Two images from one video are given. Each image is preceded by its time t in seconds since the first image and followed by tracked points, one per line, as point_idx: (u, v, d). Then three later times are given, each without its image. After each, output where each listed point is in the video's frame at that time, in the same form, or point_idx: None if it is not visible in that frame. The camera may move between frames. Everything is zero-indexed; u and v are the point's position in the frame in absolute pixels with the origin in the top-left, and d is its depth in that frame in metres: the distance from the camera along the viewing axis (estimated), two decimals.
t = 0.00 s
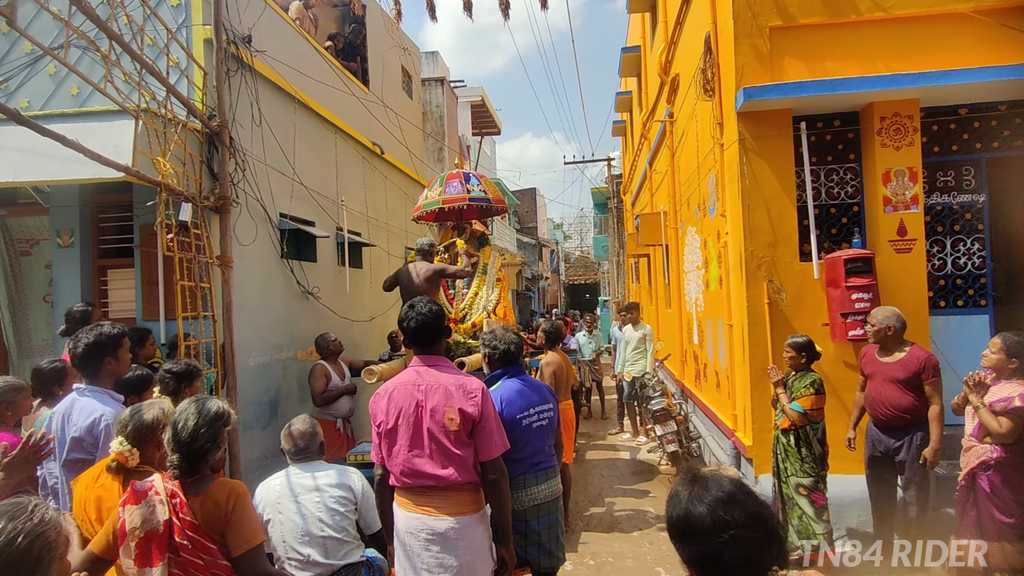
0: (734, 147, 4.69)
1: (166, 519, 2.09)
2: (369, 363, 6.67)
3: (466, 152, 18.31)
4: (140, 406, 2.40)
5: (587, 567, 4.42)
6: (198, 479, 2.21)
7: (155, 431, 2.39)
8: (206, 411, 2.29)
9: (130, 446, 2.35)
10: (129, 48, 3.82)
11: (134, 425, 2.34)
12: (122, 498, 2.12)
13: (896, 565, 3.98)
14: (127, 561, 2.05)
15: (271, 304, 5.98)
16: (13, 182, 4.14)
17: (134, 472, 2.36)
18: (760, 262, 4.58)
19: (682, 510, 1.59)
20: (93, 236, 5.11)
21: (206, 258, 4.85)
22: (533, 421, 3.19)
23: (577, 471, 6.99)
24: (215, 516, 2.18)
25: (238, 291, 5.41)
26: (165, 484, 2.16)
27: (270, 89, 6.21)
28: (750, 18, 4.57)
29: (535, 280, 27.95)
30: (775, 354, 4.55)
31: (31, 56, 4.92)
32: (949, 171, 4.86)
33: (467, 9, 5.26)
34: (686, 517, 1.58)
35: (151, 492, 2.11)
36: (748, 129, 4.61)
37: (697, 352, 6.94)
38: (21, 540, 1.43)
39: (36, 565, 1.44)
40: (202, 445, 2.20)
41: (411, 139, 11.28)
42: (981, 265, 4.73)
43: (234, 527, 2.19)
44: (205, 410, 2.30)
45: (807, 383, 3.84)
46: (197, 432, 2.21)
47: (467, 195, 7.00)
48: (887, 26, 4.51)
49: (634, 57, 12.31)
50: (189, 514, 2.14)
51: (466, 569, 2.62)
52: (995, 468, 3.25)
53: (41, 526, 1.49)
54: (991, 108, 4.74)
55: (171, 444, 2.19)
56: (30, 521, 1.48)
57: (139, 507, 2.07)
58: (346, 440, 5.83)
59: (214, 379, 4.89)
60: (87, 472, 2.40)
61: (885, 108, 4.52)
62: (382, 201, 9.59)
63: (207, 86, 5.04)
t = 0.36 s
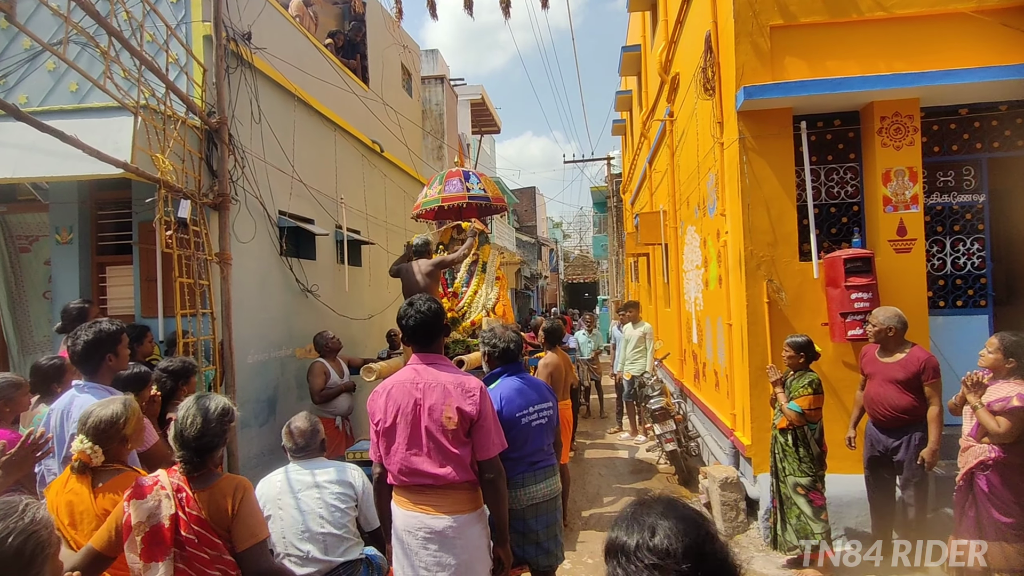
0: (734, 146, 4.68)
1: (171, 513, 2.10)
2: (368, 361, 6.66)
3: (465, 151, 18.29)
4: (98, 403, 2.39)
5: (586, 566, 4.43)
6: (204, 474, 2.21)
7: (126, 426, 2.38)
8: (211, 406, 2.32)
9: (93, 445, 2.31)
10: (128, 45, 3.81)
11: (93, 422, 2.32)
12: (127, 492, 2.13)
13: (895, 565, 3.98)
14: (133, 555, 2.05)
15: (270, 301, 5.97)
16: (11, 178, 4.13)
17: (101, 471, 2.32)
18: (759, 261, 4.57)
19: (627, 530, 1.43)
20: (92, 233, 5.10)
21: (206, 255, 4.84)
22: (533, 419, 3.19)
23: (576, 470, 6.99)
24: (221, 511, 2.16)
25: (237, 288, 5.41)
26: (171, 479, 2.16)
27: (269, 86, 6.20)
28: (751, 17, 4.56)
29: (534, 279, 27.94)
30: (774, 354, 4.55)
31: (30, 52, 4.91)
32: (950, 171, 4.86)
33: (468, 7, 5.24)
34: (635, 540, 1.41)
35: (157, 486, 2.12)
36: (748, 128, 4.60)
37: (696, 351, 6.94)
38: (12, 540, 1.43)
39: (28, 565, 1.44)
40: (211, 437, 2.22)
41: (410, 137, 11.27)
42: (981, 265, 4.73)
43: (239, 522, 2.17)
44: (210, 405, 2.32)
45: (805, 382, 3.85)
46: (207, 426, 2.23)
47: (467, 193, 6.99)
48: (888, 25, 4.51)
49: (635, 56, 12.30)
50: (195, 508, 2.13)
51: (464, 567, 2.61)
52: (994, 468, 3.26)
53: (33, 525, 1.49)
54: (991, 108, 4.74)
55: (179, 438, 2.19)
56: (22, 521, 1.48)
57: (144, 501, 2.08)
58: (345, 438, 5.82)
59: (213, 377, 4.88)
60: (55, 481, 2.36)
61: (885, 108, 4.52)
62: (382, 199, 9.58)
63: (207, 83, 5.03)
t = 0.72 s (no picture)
0: (734, 145, 4.68)
1: (173, 512, 2.09)
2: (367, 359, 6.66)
3: (465, 149, 18.27)
4: (103, 400, 2.37)
5: (585, 565, 4.43)
6: (206, 472, 2.21)
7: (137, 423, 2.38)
8: (209, 404, 2.29)
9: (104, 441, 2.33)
10: (127, 42, 3.79)
11: (100, 420, 2.30)
12: (128, 492, 2.12)
13: (895, 565, 3.97)
14: (134, 554, 2.05)
15: (269, 299, 5.97)
16: (9, 176, 4.12)
17: (116, 464, 2.36)
18: (759, 260, 4.57)
19: None
20: (90, 231, 5.08)
21: (204, 253, 4.84)
22: (532, 418, 3.18)
23: (575, 468, 7.00)
24: (223, 509, 2.16)
25: (236, 286, 5.40)
26: (172, 477, 2.16)
27: (268, 84, 6.19)
28: (751, 16, 4.56)
29: (533, 278, 27.92)
30: (773, 352, 4.55)
31: (27, 49, 4.89)
32: (949, 170, 4.85)
33: (467, 4, 5.23)
34: None
35: (159, 484, 2.12)
36: (748, 126, 4.60)
37: (695, 350, 6.94)
38: (6, 540, 1.42)
39: (23, 565, 1.44)
40: (214, 437, 2.22)
41: (410, 135, 11.25)
42: (980, 265, 4.74)
43: (241, 521, 2.17)
44: (207, 403, 2.29)
45: (804, 381, 3.85)
46: (212, 426, 2.23)
47: (466, 191, 6.98)
48: (888, 24, 4.51)
49: (634, 54, 12.29)
50: (197, 507, 2.13)
51: (462, 566, 2.61)
52: (991, 467, 3.26)
53: (29, 525, 1.48)
54: (991, 107, 4.73)
55: (181, 440, 2.18)
56: (17, 521, 1.47)
57: (146, 499, 2.07)
58: (345, 436, 5.83)
59: (212, 375, 4.87)
60: (69, 473, 2.40)
61: (885, 107, 4.51)
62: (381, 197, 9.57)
63: (205, 80, 5.02)
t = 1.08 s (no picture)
0: (732, 144, 4.68)
1: (172, 510, 2.09)
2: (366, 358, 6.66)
3: (463, 148, 18.26)
4: (117, 390, 2.41)
5: (583, 563, 4.43)
6: (206, 471, 2.20)
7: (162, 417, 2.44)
8: (209, 403, 2.28)
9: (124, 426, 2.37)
10: (124, 40, 3.77)
11: (120, 405, 2.37)
12: (129, 490, 2.13)
13: (895, 564, 3.97)
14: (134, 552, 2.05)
15: (267, 298, 5.96)
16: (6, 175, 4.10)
17: (136, 447, 2.40)
18: (757, 259, 4.58)
19: None
20: (88, 230, 5.07)
21: (202, 252, 4.83)
22: (530, 417, 3.18)
23: (573, 467, 7.00)
24: (222, 507, 2.16)
25: (234, 285, 5.39)
26: (172, 476, 2.16)
27: (266, 83, 6.17)
28: (749, 15, 4.56)
29: (532, 276, 27.93)
30: (771, 351, 4.55)
31: (24, 47, 4.87)
32: (947, 169, 4.86)
33: (465, 3, 5.21)
34: None
35: (158, 484, 2.12)
36: (746, 125, 4.60)
37: (693, 349, 6.95)
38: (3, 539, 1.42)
39: (20, 565, 1.43)
40: (215, 436, 2.22)
41: (408, 134, 11.24)
42: (977, 263, 4.75)
43: (240, 520, 2.16)
44: (206, 402, 2.28)
45: (802, 380, 3.86)
46: (214, 424, 2.23)
47: (464, 190, 6.97)
48: (886, 23, 4.51)
49: (632, 53, 12.29)
50: (196, 506, 2.12)
51: (461, 565, 2.61)
52: (986, 465, 3.27)
53: (25, 525, 1.48)
54: (988, 106, 4.75)
55: (183, 440, 2.18)
56: (13, 520, 1.46)
57: (146, 498, 2.08)
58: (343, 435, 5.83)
59: (210, 374, 4.86)
60: (83, 462, 2.40)
61: (883, 105, 4.52)
62: (379, 196, 9.56)
63: (203, 79, 5.01)
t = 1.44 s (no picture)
0: (729, 143, 4.69)
1: (169, 509, 2.09)
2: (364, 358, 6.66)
3: (461, 147, 18.27)
4: (127, 386, 2.44)
5: (581, 563, 4.43)
6: (204, 470, 2.19)
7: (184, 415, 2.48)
8: (208, 403, 2.29)
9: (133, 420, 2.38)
10: (120, 40, 3.76)
11: (126, 400, 2.38)
12: (126, 488, 2.13)
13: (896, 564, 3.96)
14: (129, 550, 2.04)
15: (264, 298, 5.95)
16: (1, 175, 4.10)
17: (141, 442, 2.39)
18: (755, 258, 4.58)
19: None
20: (84, 230, 5.06)
21: (199, 252, 4.82)
22: (528, 416, 3.19)
23: (572, 466, 7.00)
24: (220, 507, 2.16)
25: (231, 285, 5.39)
26: (169, 474, 2.15)
27: (264, 82, 6.17)
28: (746, 14, 4.56)
29: (530, 276, 27.93)
30: (769, 350, 4.56)
31: (20, 46, 4.86)
32: (944, 168, 4.86)
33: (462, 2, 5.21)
34: None
35: (156, 482, 2.11)
36: (744, 125, 4.60)
37: (690, 348, 6.96)
38: None
39: (14, 565, 1.44)
40: (214, 432, 2.22)
41: (406, 133, 11.23)
42: (973, 263, 4.76)
43: (240, 520, 2.18)
44: (205, 401, 2.28)
45: (800, 379, 3.86)
46: (213, 420, 2.24)
47: (463, 190, 6.97)
48: (882, 22, 4.52)
49: (630, 53, 12.30)
50: (193, 504, 2.12)
51: (458, 564, 2.62)
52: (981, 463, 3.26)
53: (16, 529, 1.47)
54: (984, 105, 4.76)
55: (179, 437, 2.17)
56: (5, 523, 1.46)
57: (143, 496, 2.07)
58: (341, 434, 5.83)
59: (208, 374, 4.86)
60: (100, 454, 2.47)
61: (880, 105, 4.53)
62: (377, 196, 9.56)
63: (200, 78, 5.00)
